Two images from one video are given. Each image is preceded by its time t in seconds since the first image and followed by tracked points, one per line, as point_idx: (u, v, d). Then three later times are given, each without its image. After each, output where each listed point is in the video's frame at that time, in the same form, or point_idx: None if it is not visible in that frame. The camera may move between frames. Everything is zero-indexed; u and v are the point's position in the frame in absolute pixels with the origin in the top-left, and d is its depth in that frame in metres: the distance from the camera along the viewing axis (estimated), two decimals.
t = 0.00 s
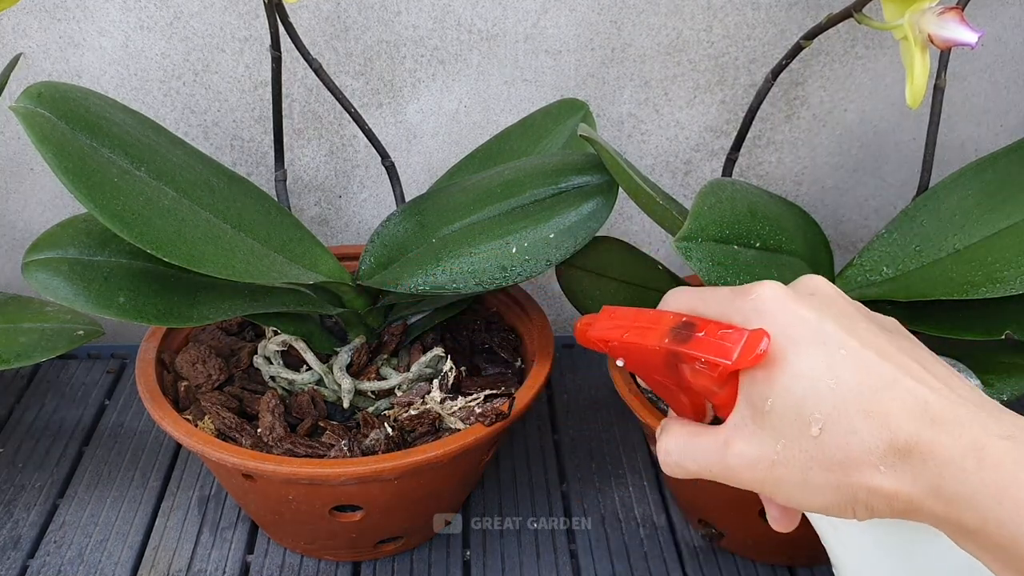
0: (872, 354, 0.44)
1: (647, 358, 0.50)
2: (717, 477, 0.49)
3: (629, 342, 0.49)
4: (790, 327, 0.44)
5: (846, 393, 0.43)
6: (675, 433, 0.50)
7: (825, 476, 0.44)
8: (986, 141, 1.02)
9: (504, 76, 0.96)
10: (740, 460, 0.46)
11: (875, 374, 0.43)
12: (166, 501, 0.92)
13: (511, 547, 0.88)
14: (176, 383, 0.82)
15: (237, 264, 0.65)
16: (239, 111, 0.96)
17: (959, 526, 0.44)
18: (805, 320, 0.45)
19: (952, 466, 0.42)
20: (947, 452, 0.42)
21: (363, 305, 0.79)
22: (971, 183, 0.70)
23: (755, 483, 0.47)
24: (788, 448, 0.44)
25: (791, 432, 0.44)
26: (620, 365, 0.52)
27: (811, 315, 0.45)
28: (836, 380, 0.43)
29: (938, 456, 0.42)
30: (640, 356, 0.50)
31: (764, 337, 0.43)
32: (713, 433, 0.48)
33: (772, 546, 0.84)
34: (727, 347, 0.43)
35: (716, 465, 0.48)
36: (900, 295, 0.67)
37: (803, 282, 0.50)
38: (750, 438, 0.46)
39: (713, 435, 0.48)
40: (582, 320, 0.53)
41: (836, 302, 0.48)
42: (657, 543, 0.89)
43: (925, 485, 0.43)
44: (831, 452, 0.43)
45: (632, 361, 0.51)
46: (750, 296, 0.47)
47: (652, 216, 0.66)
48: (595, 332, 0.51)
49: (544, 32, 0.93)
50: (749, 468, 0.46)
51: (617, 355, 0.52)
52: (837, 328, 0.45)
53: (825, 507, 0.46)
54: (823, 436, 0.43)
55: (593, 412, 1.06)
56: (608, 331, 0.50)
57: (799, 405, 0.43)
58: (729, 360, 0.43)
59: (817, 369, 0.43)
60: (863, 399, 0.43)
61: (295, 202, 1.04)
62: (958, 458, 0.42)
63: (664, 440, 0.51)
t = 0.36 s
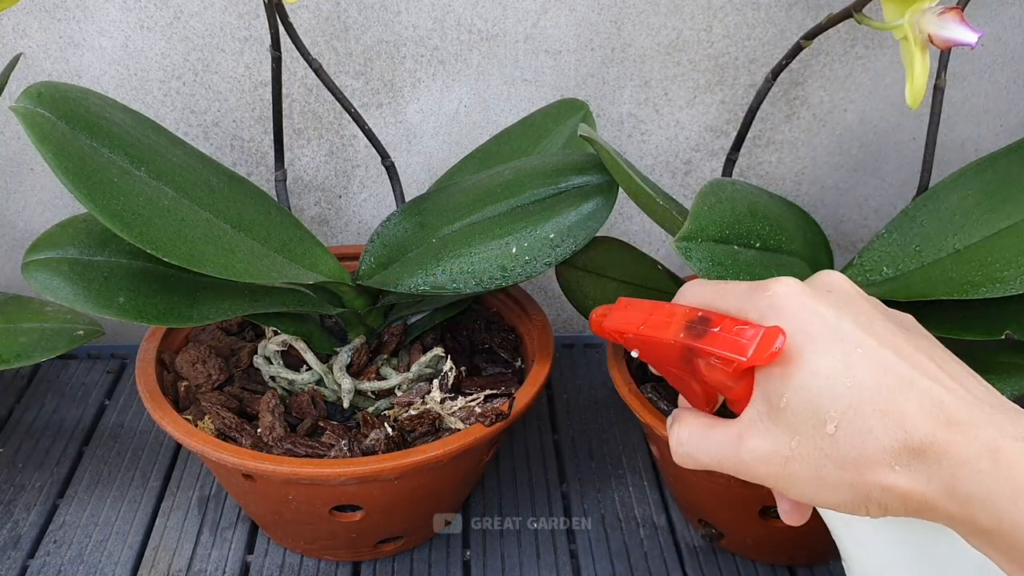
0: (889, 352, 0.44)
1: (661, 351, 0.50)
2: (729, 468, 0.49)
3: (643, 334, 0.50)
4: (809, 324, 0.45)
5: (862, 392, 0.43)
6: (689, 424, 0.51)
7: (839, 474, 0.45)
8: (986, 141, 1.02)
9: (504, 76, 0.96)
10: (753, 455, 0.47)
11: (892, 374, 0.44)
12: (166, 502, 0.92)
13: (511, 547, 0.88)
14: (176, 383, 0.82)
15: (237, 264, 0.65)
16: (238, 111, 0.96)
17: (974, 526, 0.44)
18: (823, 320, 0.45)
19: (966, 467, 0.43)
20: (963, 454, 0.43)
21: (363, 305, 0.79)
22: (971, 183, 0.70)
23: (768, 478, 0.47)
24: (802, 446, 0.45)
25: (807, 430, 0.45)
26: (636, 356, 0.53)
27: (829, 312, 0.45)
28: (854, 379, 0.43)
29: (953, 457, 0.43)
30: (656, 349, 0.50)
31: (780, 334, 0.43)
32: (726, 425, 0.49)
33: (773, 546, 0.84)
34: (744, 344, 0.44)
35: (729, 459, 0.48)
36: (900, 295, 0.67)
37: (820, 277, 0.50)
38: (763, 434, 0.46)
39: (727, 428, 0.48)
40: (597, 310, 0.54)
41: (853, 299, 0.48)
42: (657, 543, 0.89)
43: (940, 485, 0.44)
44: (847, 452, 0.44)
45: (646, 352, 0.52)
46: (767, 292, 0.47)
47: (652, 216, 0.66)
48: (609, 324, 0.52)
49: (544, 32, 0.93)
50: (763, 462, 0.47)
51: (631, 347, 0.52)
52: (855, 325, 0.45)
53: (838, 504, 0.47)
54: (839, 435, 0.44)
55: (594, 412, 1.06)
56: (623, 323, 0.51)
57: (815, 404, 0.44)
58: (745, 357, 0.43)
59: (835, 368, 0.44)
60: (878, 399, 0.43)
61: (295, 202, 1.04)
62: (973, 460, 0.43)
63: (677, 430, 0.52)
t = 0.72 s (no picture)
0: (867, 355, 0.44)
1: (631, 347, 0.48)
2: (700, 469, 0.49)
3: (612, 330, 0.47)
4: (784, 324, 0.44)
5: (838, 396, 0.43)
6: (661, 420, 0.50)
7: (814, 477, 0.45)
8: (986, 141, 1.02)
9: (504, 76, 0.96)
10: (727, 458, 0.47)
11: (868, 377, 0.43)
12: (166, 501, 0.92)
13: (511, 547, 0.88)
14: (176, 383, 0.82)
15: (237, 264, 0.65)
16: (239, 111, 0.96)
17: (947, 532, 0.44)
18: (800, 321, 0.44)
19: (941, 474, 0.43)
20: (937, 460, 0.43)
21: (363, 305, 0.79)
22: (971, 184, 0.70)
23: (742, 480, 0.47)
24: (776, 449, 0.45)
25: (782, 432, 0.44)
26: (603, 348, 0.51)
27: (807, 313, 0.45)
28: (830, 383, 0.43)
29: (927, 464, 0.43)
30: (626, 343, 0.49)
31: (758, 337, 0.43)
32: (700, 425, 0.48)
33: (772, 546, 0.84)
34: (720, 346, 0.43)
35: (700, 458, 0.48)
36: (900, 295, 0.67)
37: (795, 272, 0.49)
38: (738, 436, 0.46)
39: (701, 426, 0.48)
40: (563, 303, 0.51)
41: (831, 296, 0.48)
42: (657, 543, 0.89)
43: (914, 491, 0.44)
44: (821, 455, 0.44)
45: (614, 347, 0.50)
46: (742, 292, 0.46)
47: (652, 216, 0.66)
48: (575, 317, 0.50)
49: (544, 32, 0.93)
50: (736, 464, 0.47)
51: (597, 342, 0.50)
52: (833, 327, 0.45)
53: (814, 507, 0.47)
54: (814, 439, 0.44)
55: (594, 411, 1.06)
56: (590, 318, 0.48)
57: (791, 407, 0.43)
58: (723, 360, 0.43)
59: (811, 372, 0.43)
60: (854, 404, 0.43)
61: (295, 203, 1.04)
62: (949, 465, 0.43)
63: (647, 428, 0.51)
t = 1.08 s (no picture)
0: (752, 336, 0.44)
1: (510, 321, 0.46)
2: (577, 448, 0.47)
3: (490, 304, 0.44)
4: (672, 298, 0.43)
5: (724, 375, 0.42)
6: (540, 393, 0.48)
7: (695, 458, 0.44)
8: (986, 141, 1.02)
9: (504, 76, 0.96)
10: (604, 437, 0.45)
11: (753, 357, 0.43)
12: (166, 501, 0.92)
13: (511, 547, 0.88)
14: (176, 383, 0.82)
15: (236, 264, 0.65)
16: (239, 111, 0.96)
17: (819, 514, 0.45)
18: (690, 298, 0.43)
19: (820, 456, 0.43)
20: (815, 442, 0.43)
21: (363, 305, 0.79)
22: (971, 184, 0.70)
23: (618, 459, 0.46)
24: (656, 429, 0.44)
25: (662, 412, 0.43)
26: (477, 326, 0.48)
27: (696, 288, 0.44)
28: (715, 362, 0.42)
29: (805, 444, 0.43)
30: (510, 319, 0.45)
31: (655, 310, 0.41)
32: (578, 401, 0.46)
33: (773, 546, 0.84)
34: (612, 319, 0.41)
35: (576, 437, 0.46)
36: (900, 295, 0.67)
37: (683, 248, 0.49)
38: (617, 415, 0.45)
39: (580, 404, 0.46)
40: (435, 279, 0.48)
41: (711, 272, 0.47)
42: (657, 544, 0.89)
43: (792, 472, 0.44)
44: (704, 435, 0.43)
45: (490, 322, 0.47)
46: (633, 263, 0.45)
47: (652, 216, 0.66)
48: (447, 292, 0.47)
49: (544, 32, 0.93)
50: (616, 443, 0.45)
51: (471, 317, 0.47)
52: (721, 305, 0.44)
53: (688, 487, 0.47)
54: (696, 419, 0.43)
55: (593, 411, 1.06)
56: (466, 292, 0.45)
57: (676, 386, 0.42)
58: (613, 333, 0.41)
59: (700, 350, 0.42)
60: (737, 383, 0.42)
61: (295, 203, 1.04)
62: (827, 448, 0.43)
63: (522, 402, 0.49)
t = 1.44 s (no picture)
0: (732, 339, 0.44)
1: (490, 330, 0.47)
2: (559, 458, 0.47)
3: (469, 312, 0.46)
4: (652, 302, 0.44)
5: (708, 378, 0.43)
6: (518, 403, 0.48)
7: (681, 463, 0.45)
8: (986, 141, 1.02)
9: (504, 76, 0.96)
10: (588, 443, 0.45)
11: (735, 361, 0.44)
12: (166, 501, 0.92)
13: (511, 547, 0.88)
14: (176, 383, 0.82)
15: (236, 264, 0.65)
16: (239, 111, 0.96)
17: (807, 518, 0.45)
18: (671, 302, 0.44)
19: (805, 459, 0.43)
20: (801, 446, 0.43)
21: (362, 305, 0.79)
22: (971, 184, 0.70)
23: (603, 467, 0.46)
24: (641, 435, 0.44)
25: (646, 417, 0.44)
26: (455, 338, 0.49)
27: (676, 291, 0.45)
28: (698, 366, 0.43)
29: (790, 448, 0.43)
30: (488, 328, 0.47)
31: (639, 312, 0.42)
32: (560, 409, 0.46)
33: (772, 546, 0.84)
34: (596, 322, 0.43)
35: (559, 446, 0.46)
36: (900, 295, 0.67)
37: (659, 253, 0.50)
38: (600, 422, 0.45)
39: (561, 411, 0.46)
40: (412, 290, 0.50)
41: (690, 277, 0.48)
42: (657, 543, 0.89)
43: (779, 476, 0.44)
44: (689, 441, 0.44)
45: (468, 334, 0.49)
46: (612, 266, 0.46)
47: (652, 216, 0.66)
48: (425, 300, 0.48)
49: (544, 32, 0.93)
50: (600, 451, 0.45)
51: (449, 328, 0.49)
52: (700, 308, 0.45)
53: (676, 495, 0.47)
54: (682, 425, 0.43)
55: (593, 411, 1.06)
56: (444, 301, 0.47)
57: (658, 390, 0.43)
58: (599, 336, 0.42)
59: (682, 355, 0.43)
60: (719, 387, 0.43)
61: (295, 203, 1.04)
62: (813, 450, 0.43)
63: (503, 412, 0.49)
